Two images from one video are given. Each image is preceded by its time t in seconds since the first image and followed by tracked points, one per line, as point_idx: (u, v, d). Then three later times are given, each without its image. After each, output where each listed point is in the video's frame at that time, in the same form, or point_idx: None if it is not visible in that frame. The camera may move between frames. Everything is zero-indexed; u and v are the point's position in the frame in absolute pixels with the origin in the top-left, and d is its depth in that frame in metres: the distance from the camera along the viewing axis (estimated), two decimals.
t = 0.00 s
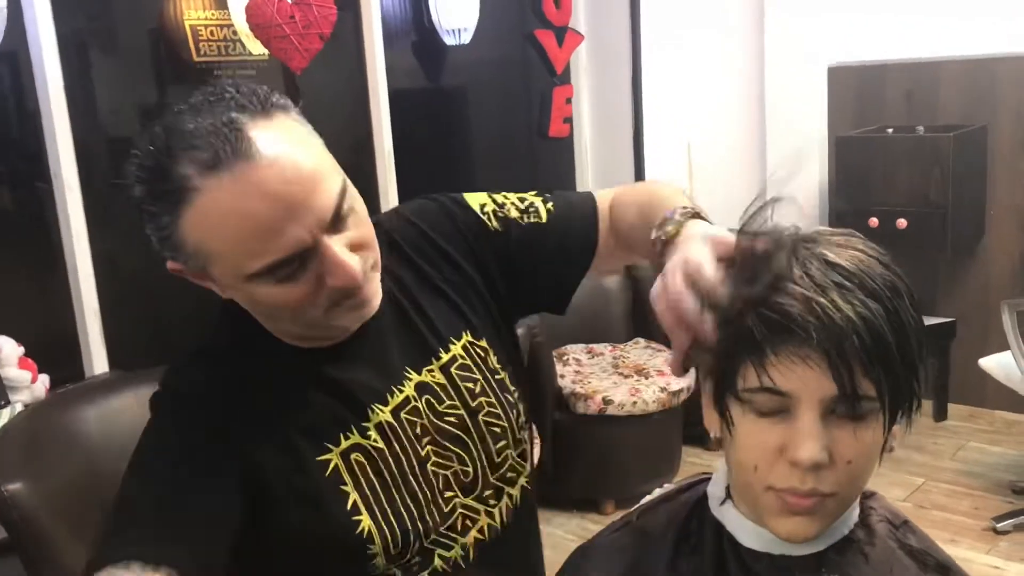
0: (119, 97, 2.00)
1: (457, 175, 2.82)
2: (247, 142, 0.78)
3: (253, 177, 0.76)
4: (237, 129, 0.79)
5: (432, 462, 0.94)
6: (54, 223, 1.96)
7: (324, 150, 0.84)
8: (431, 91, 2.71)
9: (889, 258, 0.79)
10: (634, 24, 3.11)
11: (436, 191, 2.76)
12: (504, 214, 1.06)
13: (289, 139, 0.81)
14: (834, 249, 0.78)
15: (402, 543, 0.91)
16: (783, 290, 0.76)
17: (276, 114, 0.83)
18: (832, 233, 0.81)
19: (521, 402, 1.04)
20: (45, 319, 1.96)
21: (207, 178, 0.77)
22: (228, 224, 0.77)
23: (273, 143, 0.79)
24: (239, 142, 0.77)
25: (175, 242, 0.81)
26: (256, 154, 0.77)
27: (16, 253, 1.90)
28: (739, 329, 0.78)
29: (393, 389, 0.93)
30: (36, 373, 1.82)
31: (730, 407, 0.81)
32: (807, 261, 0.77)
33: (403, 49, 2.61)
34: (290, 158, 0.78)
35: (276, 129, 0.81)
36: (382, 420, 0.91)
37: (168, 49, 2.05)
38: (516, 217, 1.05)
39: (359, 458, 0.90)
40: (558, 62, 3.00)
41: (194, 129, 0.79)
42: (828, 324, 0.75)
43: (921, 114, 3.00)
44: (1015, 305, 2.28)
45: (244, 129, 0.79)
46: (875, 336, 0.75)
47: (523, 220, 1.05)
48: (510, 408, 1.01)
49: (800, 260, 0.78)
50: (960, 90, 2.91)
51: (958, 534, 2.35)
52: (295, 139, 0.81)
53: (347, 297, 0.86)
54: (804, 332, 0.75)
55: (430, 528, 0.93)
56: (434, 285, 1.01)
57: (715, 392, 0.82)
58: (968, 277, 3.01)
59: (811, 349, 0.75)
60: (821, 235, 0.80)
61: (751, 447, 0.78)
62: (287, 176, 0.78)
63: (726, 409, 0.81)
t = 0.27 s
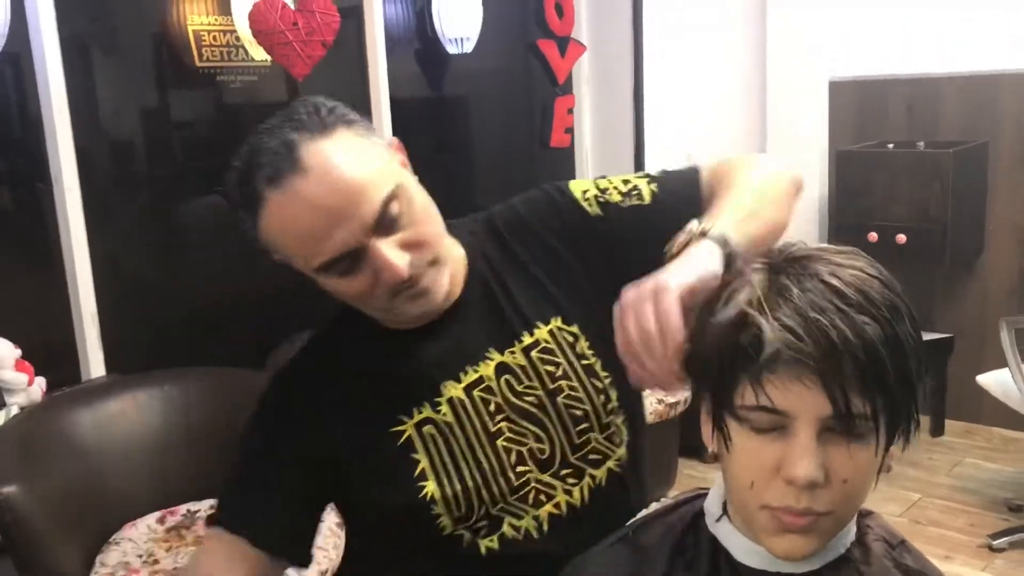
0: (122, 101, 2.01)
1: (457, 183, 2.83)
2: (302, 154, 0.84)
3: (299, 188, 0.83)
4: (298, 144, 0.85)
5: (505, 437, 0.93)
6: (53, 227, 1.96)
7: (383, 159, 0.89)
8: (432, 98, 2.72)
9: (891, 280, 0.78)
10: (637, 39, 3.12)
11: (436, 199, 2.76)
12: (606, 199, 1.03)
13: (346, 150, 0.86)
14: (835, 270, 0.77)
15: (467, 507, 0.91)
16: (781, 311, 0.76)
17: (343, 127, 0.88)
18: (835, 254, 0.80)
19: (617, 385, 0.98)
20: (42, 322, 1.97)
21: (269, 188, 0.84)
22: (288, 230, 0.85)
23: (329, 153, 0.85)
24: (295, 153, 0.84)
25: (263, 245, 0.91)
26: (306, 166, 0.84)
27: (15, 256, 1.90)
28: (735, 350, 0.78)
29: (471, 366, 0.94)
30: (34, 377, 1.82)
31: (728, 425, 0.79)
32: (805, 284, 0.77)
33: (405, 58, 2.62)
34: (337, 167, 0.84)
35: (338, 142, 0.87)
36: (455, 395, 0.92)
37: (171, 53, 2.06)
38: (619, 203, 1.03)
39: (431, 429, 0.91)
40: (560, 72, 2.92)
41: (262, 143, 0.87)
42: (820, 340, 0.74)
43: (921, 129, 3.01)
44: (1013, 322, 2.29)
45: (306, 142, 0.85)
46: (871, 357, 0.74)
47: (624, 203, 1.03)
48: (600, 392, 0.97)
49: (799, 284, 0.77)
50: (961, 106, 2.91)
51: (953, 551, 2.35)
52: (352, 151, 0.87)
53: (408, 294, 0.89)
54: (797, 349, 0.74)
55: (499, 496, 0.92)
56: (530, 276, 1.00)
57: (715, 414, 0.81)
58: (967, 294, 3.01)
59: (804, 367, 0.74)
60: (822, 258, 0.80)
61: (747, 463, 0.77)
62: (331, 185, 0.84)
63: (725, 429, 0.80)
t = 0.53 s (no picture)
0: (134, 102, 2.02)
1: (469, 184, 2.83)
2: (480, 92, 0.97)
3: (469, 118, 0.97)
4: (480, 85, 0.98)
5: (594, 372, 1.02)
6: (66, 227, 1.97)
7: (544, 112, 1.00)
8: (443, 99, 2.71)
9: (894, 279, 0.74)
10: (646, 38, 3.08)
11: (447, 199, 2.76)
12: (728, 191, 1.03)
13: (515, 96, 0.98)
14: (833, 271, 0.74)
15: (551, 427, 1.03)
16: (777, 316, 0.72)
17: (521, 81, 1.00)
18: (834, 253, 0.76)
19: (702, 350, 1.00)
20: (55, 321, 1.97)
21: (448, 116, 0.98)
22: (455, 148, 0.99)
23: (501, 94, 0.98)
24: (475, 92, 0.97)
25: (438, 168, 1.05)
26: (479, 100, 0.97)
27: (27, 256, 1.91)
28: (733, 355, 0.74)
29: (578, 311, 1.03)
30: (46, 376, 1.83)
31: (731, 431, 0.76)
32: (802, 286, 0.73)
33: (416, 58, 2.61)
34: (504, 104, 0.97)
35: (513, 91, 0.99)
36: (561, 331, 1.03)
37: (184, 53, 2.06)
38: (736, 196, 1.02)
39: (533, 355, 1.03)
40: (571, 73, 2.99)
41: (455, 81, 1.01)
42: (818, 343, 0.71)
43: (933, 130, 3.00)
44: None
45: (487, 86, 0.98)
46: (870, 360, 0.70)
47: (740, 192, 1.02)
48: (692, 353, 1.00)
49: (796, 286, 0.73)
50: (975, 109, 2.90)
51: (964, 555, 2.34)
52: (521, 98, 0.98)
53: (536, 227, 0.99)
54: (795, 353, 0.71)
55: (579, 423, 1.02)
56: (655, 247, 1.05)
57: (717, 419, 0.77)
58: (980, 297, 3.00)
59: (803, 371, 0.70)
60: (822, 257, 0.76)
61: (749, 470, 0.74)
62: (493, 120, 0.96)
63: (727, 434, 0.76)
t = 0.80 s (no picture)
0: (117, 86, 2.00)
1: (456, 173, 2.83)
2: (573, 54, 1.15)
3: (556, 72, 1.14)
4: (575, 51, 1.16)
5: (611, 343, 1.12)
6: (48, 210, 1.95)
7: (624, 89, 1.16)
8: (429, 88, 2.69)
9: (865, 269, 0.74)
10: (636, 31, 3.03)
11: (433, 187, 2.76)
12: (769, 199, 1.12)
13: (602, 66, 1.15)
14: (803, 261, 0.74)
15: (563, 386, 1.16)
16: (745, 306, 0.73)
17: (612, 59, 1.17)
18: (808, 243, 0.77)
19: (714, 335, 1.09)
20: (36, 305, 1.96)
21: (539, 69, 1.16)
22: (537, 94, 1.15)
23: (592, 60, 1.14)
24: (569, 55, 1.15)
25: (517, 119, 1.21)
26: (571, 61, 1.14)
27: (9, 238, 1.89)
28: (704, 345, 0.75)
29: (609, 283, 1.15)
30: (27, 360, 1.82)
31: (706, 419, 0.77)
32: (771, 276, 0.74)
33: (403, 47, 2.60)
34: (582, 71, 1.13)
35: (602, 61, 1.15)
36: (589, 300, 1.15)
37: (169, 37, 2.05)
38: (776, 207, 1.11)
39: (561, 317, 1.17)
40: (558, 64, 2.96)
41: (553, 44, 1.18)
42: (784, 333, 0.72)
43: (918, 128, 3.02)
44: (1007, 322, 2.29)
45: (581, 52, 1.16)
46: (835, 351, 0.71)
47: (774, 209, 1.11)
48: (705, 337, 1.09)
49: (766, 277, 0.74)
50: (959, 105, 2.92)
51: (941, 548, 2.36)
52: (609, 69, 1.15)
53: (590, 186, 1.14)
54: (761, 344, 0.72)
55: (590, 387, 1.13)
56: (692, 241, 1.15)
57: (692, 407, 0.79)
58: (960, 293, 3.02)
59: (769, 362, 0.72)
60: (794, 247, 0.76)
61: (721, 458, 0.75)
62: (576, 80, 1.13)
63: (703, 421, 0.78)
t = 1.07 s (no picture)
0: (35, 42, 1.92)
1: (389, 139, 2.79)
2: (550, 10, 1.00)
3: (528, 29, 0.99)
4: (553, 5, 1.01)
5: (566, 338, 1.00)
6: None
7: (603, 53, 1.02)
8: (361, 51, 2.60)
9: (771, 240, 0.74)
10: None
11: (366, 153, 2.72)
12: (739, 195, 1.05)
13: (579, 24, 1.01)
14: (711, 235, 0.73)
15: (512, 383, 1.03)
16: (653, 280, 0.72)
17: (592, 18, 1.03)
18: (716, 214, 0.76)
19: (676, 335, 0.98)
20: None
21: (510, 21, 1.01)
22: (505, 49, 1.00)
23: (569, 17, 1.00)
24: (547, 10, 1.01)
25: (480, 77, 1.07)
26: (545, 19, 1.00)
27: None
28: (611, 318, 0.74)
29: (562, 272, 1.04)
30: None
31: (615, 392, 0.77)
32: (678, 250, 0.72)
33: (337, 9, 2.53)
34: (555, 26, 0.99)
35: (580, 19, 1.01)
36: (544, 291, 1.03)
37: None
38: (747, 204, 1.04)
39: (515, 306, 1.04)
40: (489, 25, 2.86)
41: None
42: (689, 308, 0.71)
43: (847, 103, 3.06)
44: (927, 294, 2.35)
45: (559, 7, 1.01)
46: (741, 324, 0.71)
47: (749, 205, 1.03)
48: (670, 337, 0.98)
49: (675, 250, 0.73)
50: (887, 81, 2.97)
51: (860, 513, 2.43)
52: (586, 29, 1.01)
53: (553, 159, 1.00)
54: (667, 319, 0.71)
55: (541, 385, 1.01)
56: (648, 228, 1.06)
57: (600, 378, 0.78)
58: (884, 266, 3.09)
59: (674, 336, 0.71)
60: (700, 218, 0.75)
61: (629, 432, 0.75)
62: (552, 39, 0.99)
63: (610, 393, 0.78)
